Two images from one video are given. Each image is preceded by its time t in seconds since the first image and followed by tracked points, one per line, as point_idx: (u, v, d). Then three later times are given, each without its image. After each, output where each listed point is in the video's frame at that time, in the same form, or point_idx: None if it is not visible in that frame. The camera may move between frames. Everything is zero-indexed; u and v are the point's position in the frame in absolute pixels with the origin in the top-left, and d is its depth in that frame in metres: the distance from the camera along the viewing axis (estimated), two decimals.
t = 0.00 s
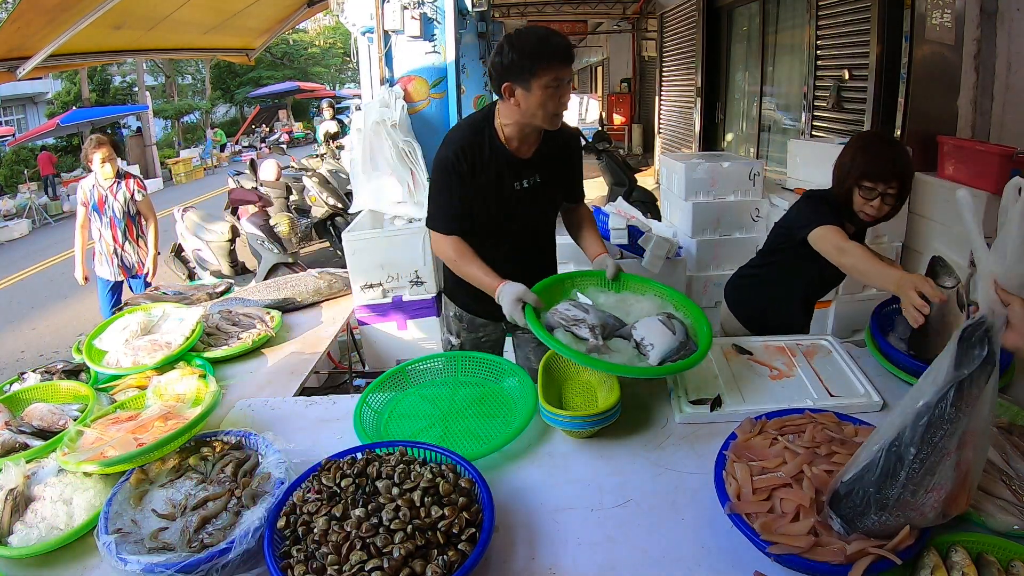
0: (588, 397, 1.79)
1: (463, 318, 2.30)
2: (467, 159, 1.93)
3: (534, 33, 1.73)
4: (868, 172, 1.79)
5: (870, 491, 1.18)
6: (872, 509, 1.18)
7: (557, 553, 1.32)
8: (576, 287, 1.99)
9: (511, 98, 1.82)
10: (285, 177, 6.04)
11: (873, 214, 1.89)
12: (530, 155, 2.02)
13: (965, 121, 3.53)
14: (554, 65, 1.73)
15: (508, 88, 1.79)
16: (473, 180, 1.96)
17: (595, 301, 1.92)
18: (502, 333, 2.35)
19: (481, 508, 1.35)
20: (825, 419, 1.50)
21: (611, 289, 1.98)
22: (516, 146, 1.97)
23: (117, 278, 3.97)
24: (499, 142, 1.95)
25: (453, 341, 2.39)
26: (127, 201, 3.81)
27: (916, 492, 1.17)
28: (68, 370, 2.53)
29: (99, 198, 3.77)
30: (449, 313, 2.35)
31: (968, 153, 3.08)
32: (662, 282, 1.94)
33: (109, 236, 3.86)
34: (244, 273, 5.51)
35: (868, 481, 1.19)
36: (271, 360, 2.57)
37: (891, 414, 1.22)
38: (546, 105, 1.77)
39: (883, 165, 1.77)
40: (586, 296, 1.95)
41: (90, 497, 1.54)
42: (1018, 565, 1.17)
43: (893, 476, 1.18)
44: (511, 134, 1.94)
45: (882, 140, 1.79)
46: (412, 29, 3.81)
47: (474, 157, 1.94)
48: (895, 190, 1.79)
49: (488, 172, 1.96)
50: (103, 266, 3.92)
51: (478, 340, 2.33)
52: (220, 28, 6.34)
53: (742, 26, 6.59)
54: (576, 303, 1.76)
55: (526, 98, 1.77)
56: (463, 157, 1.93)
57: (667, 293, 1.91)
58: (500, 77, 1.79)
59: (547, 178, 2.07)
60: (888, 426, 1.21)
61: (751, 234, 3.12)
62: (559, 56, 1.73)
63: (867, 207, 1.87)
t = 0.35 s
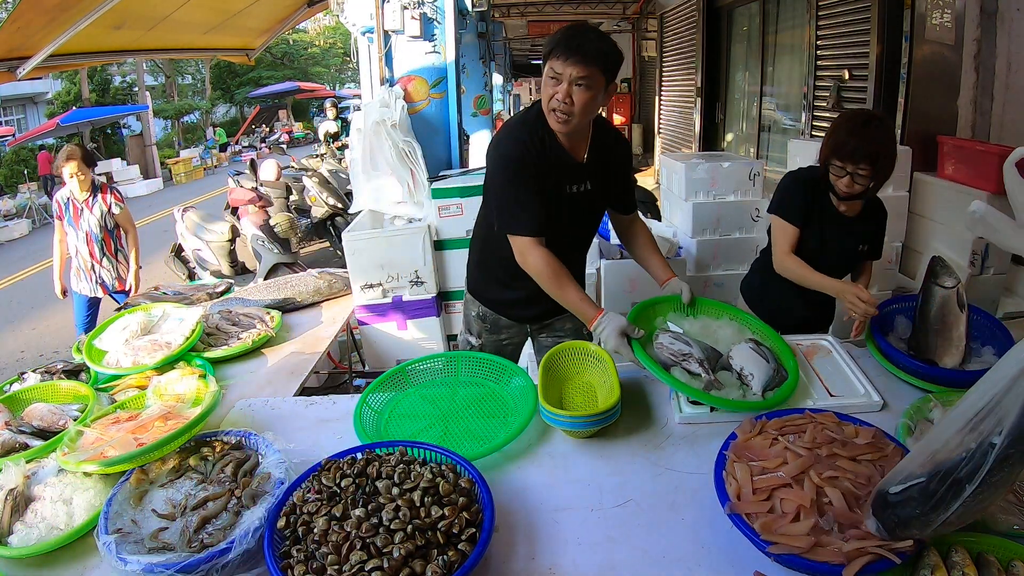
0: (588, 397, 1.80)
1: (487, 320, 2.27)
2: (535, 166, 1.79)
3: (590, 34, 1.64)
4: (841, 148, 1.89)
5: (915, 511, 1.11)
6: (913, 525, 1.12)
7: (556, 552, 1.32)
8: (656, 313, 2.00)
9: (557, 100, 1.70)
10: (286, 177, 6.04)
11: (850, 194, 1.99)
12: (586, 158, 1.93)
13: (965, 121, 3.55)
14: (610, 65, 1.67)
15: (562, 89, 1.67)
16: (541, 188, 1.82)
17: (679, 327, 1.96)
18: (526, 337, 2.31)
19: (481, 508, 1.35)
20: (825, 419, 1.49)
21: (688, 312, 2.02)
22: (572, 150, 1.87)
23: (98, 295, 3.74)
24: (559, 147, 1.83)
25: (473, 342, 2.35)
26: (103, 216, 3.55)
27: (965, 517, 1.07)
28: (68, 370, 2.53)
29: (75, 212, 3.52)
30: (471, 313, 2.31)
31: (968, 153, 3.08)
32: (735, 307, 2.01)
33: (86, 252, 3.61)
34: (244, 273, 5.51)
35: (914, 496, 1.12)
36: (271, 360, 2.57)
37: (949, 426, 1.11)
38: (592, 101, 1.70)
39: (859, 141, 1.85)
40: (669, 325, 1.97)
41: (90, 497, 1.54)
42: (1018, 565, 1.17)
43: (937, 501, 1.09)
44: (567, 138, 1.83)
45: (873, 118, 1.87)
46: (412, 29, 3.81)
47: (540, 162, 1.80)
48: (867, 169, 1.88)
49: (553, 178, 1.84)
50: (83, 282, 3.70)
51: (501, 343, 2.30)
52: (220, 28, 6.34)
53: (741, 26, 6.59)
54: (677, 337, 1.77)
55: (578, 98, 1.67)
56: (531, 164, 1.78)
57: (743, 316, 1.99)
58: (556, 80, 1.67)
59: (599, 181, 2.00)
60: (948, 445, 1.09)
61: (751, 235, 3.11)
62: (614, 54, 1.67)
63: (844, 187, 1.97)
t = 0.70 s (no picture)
0: (588, 397, 1.80)
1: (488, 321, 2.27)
2: (505, 143, 1.86)
3: (563, 16, 1.70)
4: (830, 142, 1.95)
5: None
6: None
7: (557, 552, 1.32)
8: (670, 338, 2.00)
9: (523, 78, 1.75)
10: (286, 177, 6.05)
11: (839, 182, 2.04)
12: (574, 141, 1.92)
13: (965, 121, 3.55)
14: (579, 48, 1.70)
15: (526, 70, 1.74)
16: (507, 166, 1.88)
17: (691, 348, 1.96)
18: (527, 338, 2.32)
19: (481, 508, 1.35)
20: (826, 418, 1.48)
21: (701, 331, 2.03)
22: (554, 133, 1.88)
23: (60, 307, 3.60)
24: (535, 128, 1.87)
25: (475, 343, 2.35)
26: (60, 221, 3.41)
27: None
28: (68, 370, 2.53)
29: (31, 219, 3.39)
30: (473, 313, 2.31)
31: (968, 153, 3.07)
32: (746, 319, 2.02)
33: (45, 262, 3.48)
34: (244, 273, 5.52)
35: None
36: (271, 360, 2.57)
37: None
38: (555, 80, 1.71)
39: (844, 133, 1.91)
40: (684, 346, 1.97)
41: (90, 497, 1.54)
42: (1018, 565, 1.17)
43: None
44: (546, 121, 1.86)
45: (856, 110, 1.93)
46: (412, 29, 3.81)
47: (509, 140, 1.87)
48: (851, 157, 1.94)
49: (524, 157, 1.88)
50: (43, 295, 3.56)
51: (501, 344, 2.30)
52: (221, 28, 6.34)
53: (741, 27, 6.59)
54: (688, 359, 1.79)
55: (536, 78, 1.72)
56: (497, 141, 1.86)
57: (755, 327, 2.00)
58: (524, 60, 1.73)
59: (591, 169, 1.97)
60: None
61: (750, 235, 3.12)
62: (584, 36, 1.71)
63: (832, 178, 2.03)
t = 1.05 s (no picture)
0: (588, 397, 1.80)
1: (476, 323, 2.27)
2: (450, 137, 1.98)
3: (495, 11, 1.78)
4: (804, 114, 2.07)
5: None
6: None
7: (557, 552, 1.32)
8: (669, 339, 2.00)
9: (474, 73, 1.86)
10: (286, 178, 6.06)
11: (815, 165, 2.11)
12: (522, 127, 1.98)
13: (965, 121, 3.56)
14: (507, 40, 1.76)
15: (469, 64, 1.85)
16: (450, 159, 2.00)
17: (691, 348, 1.97)
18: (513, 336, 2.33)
19: (481, 508, 1.35)
20: (826, 418, 1.48)
21: (700, 331, 2.03)
22: (502, 122, 1.95)
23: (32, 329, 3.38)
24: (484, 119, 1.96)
25: (464, 345, 2.35)
26: (36, 237, 3.17)
27: None
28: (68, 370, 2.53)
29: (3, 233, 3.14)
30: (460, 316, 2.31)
31: (968, 153, 3.07)
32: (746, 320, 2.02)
33: (18, 280, 3.24)
34: (244, 273, 5.52)
35: None
36: (271, 360, 2.57)
37: None
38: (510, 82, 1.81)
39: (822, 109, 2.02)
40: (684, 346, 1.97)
41: (90, 497, 1.54)
42: (1018, 566, 1.17)
43: None
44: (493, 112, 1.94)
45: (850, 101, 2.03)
46: (412, 29, 3.81)
47: (456, 133, 1.98)
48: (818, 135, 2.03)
49: (472, 147, 1.98)
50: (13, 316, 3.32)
51: (489, 344, 2.30)
52: (221, 28, 6.34)
53: (741, 27, 6.60)
54: (688, 359, 1.79)
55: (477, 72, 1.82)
56: (443, 135, 1.99)
57: (755, 328, 2.00)
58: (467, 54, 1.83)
59: (542, 154, 2.00)
60: None
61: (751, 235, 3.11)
62: (516, 29, 1.76)
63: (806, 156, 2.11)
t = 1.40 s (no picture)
0: (588, 397, 1.80)
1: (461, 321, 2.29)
2: (426, 143, 2.02)
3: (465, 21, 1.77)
4: (769, 106, 2.05)
5: None
6: None
7: (557, 552, 1.32)
8: (669, 339, 2.00)
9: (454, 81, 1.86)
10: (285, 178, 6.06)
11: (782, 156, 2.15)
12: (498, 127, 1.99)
13: (965, 121, 3.56)
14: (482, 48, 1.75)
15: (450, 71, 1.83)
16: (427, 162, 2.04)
17: (691, 348, 1.97)
18: (500, 332, 2.33)
19: (481, 508, 1.36)
20: (826, 418, 1.48)
21: (700, 331, 2.03)
22: (477, 123, 1.97)
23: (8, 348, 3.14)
24: (458, 121, 1.98)
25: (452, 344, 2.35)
26: (12, 244, 3.05)
27: None
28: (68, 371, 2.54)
29: None
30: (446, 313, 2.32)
31: (968, 153, 3.07)
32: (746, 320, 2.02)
33: None
34: (244, 273, 5.53)
35: None
36: (272, 360, 2.57)
37: None
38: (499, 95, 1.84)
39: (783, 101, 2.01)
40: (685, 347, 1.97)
41: (90, 497, 1.54)
42: (1018, 566, 1.17)
43: None
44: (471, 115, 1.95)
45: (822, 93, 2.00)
46: (412, 29, 3.81)
47: (434, 137, 2.01)
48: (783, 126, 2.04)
49: (447, 147, 2.00)
50: None
51: (475, 340, 2.32)
52: (221, 27, 6.33)
53: (742, 27, 6.59)
54: (688, 360, 1.79)
55: (460, 81, 1.81)
56: (421, 139, 2.02)
57: (755, 328, 2.00)
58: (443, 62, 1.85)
59: (517, 152, 2.00)
60: None
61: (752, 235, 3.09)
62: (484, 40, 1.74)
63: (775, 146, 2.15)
